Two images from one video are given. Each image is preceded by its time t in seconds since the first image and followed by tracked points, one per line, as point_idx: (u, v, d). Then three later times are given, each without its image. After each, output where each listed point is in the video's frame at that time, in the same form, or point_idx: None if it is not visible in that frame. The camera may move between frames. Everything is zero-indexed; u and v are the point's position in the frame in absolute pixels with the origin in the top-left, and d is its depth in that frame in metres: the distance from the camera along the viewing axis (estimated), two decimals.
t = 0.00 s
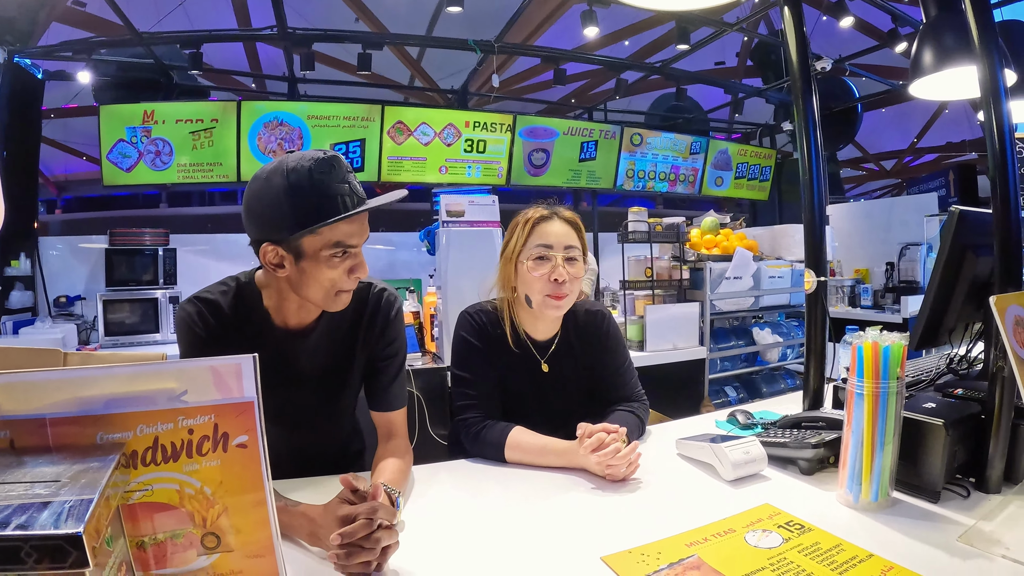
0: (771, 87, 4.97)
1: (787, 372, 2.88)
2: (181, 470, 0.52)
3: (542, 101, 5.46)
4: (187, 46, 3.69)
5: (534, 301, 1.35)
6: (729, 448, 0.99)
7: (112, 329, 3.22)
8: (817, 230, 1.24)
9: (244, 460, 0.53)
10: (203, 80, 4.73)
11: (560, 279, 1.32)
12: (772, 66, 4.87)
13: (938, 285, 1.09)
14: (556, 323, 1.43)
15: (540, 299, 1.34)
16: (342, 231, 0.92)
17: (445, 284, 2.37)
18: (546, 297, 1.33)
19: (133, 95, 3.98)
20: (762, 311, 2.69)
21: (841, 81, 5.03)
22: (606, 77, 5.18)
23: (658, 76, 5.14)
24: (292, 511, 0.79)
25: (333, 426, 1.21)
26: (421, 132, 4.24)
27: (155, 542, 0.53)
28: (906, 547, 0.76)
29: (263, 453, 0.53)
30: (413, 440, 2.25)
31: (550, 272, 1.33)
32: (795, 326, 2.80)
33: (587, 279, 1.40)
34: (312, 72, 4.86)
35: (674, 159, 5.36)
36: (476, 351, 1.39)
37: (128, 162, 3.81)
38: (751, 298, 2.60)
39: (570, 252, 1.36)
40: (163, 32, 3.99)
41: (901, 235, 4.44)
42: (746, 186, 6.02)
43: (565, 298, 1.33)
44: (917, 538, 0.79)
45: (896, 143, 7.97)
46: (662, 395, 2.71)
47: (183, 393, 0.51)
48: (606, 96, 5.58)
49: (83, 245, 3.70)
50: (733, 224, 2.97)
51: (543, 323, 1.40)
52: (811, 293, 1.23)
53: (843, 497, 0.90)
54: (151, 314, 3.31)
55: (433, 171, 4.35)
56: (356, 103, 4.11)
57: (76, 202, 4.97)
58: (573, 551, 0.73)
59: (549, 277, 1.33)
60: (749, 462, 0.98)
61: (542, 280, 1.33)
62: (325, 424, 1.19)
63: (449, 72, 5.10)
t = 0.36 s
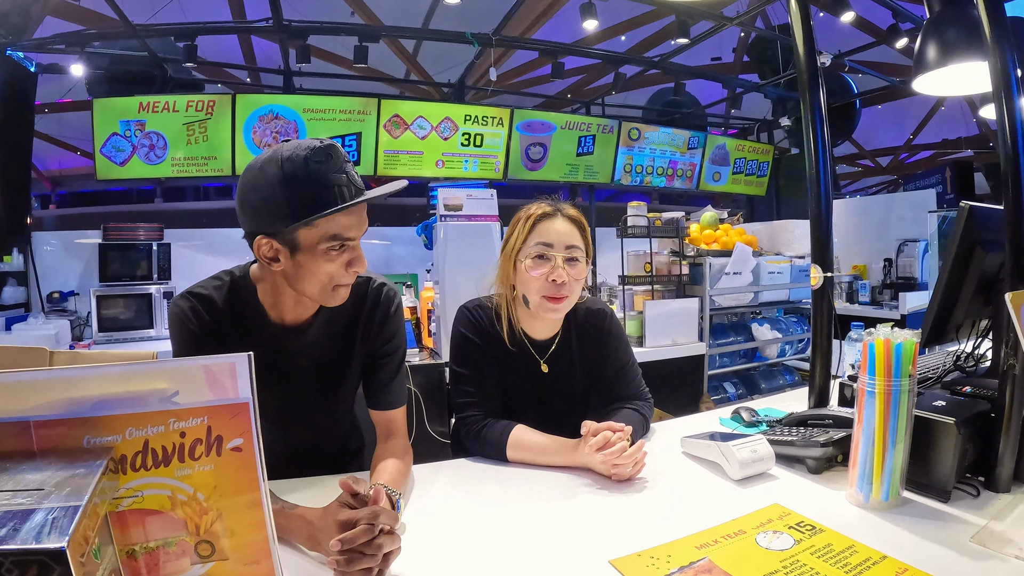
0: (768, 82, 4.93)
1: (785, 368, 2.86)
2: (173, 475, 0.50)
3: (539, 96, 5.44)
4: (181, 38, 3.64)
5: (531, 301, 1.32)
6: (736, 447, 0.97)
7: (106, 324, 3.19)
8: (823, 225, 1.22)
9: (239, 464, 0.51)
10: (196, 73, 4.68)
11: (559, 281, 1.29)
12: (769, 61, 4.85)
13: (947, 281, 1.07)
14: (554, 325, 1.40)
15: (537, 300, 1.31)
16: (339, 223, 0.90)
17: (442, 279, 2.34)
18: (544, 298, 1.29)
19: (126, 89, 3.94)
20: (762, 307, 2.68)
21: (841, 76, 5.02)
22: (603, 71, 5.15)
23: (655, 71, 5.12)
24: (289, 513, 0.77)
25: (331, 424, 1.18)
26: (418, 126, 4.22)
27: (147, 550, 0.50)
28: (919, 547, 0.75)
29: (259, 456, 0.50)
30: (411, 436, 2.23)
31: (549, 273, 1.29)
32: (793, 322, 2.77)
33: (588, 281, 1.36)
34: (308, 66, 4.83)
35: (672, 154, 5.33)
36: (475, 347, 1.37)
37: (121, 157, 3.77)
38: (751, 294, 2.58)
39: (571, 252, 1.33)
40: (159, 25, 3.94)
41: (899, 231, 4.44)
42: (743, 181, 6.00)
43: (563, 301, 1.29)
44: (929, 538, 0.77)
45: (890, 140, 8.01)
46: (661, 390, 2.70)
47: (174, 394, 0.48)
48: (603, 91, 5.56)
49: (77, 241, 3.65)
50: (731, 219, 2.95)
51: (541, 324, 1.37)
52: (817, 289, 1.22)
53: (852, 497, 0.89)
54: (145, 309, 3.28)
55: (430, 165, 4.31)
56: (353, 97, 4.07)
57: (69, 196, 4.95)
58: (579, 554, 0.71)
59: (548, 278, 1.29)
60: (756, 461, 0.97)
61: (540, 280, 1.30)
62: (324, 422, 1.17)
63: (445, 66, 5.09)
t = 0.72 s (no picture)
0: (765, 79, 4.90)
1: (784, 367, 2.83)
2: (153, 494, 0.47)
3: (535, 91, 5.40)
4: (174, 31, 3.57)
5: (531, 307, 1.30)
6: (743, 455, 0.95)
7: (98, 322, 3.14)
8: (830, 227, 1.20)
9: (224, 480, 0.48)
10: (190, 67, 4.61)
11: (560, 288, 1.26)
12: (766, 59, 4.82)
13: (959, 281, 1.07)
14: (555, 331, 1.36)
15: (538, 305, 1.28)
16: (328, 223, 0.86)
17: (438, 276, 2.30)
18: (543, 305, 1.28)
19: (118, 83, 3.87)
20: (761, 305, 2.66)
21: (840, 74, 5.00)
22: (601, 66, 5.10)
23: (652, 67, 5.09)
24: (279, 526, 0.74)
25: (323, 429, 1.15)
26: (414, 121, 4.17)
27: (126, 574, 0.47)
28: (928, 558, 0.73)
29: (246, 471, 0.48)
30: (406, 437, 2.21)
31: (551, 279, 1.26)
32: (792, 322, 2.75)
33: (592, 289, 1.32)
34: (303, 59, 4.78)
35: (669, 151, 5.30)
36: (472, 349, 1.34)
37: (114, 152, 3.72)
38: (750, 293, 2.56)
39: (576, 257, 1.28)
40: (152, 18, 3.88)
41: (899, 230, 4.40)
42: (741, 178, 5.98)
43: (563, 308, 1.28)
44: (943, 549, 0.76)
45: (887, 138, 8.00)
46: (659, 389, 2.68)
47: (154, 409, 0.45)
48: (600, 87, 5.53)
49: (70, 237, 3.60)
50: (730, 216, 2.92)
51: (541, 332, 1.33)
52: (824, 290, 1.19)
53: (862, 506, 0.87)
54: (138, 307, 3.23)
55: (425, 161, 4.26)
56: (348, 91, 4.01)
57: (65, 191, 4.97)
58: (586, 569, 0.69)
59: (549, 285, 1.27)
60: (763, 468, 0.94)
61: (541, 286, 1.27)
62: (316, 427, 1.14)
63: (442, 62, 5.04)
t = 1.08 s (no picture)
0: (758, 74, 4.90)
1: (776, 362, 2.84)
2: (125, 499, 0.45)
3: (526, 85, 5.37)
4: (162, 23, 3.52)
5: (547, 294, 1.27)
6: (739, 452, 0.94)
7: (85, 317, 3.09)
8: (828, 221, 1.19)
9: (199, 483, 0.46)
10: (179, 59, 4.55)
11: (580, 274, 1.25)
12: (758, 53, 4.81)
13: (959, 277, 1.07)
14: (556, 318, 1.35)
15: (556, 291, 1.27)
16: (308, 215, 0.84)
17: (429, 270, 2.28)
18: (562, 291, 1.26)
19: (106, 76, 3.81)
20: (753, 300, 2.65)
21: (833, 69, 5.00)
22: (594, 60, 5.08)
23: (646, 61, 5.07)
24: (262, 530, 0.72)
25: (308, 427, 1.13)
26: (405, 114, 4.13)
27: None
28: (931, 563, 0.72)
29: (221, 473, 0.46)
30: (397, 433, 2.20)
31: (570, 264, 1.25)
32: (785, 316, 2.74)
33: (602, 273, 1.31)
34: (292, 52, 4.73)
35: (661, 145, 5.29)
36: (462, 344, 1.32)
37: (102, 145, 3.67)
38: (742, 288, 2.56)
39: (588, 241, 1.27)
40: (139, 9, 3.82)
41: (891, 226, 4.41)
42: (733, 173, 5.98)
43: (580, 294, 1.27)
44: (945, 550, 0.76)
45: (879, 134, 8.04)
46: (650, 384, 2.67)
47: (123, 409, 0.43)
48: (593, 81, 5.51)
49: (58, 231, 3.55)
50: (722, 211, 2.92)
51: (545, 318, 1.32)
52: (821, 285, 1.19)
53: (862, 506, 0.87)
54: (126, 302, 3.18)
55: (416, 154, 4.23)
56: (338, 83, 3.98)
57: (54, 186, 4.87)
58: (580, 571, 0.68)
59: (570, 270, 1.25)
60: (760, 467, 0.93)
61: (561, 272, 1.25)
62: (302, 424, 1.12)
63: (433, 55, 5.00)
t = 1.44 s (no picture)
0: (747, 72, 4.93)
1: (765, 360, 2.87)
2: (115, 505, 0.45)
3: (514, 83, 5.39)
4: (149, 19, 3.48)
5: (570, 278, 1.33)
6: (729, 453, 0.95)
7: (73, 315, 3.06)
8: (818, 221, 1.20)
9: (190, 489, 0.46)
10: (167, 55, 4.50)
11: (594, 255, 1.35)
12: (748, 52, 4.84)
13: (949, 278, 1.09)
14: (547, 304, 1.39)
15: (576, 274, 1.33)
16: (281, 220, 0.83)
17: (418, 268, 2.28)
18: (582, 272, 1.34)
19: (94, 71, 3.77)
20: (742, 298, 2.67)
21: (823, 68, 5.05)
22: (584, 58, 5.09)
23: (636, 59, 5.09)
24: (252, 533, 0.72)
25: (300, 426, 1.13)
26: (394, 111, 4.13)
27: None
28: (919, 562, 0.74)
29: (212, 479, 0.46)
30: (386, 431, 2.20)
31: (582, 250, 1.32)
32: (773, 314, 2.77)
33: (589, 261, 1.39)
34: (280, 48, 4.70)
35: (651, 142, 5.31)
36: (453, 346, 1.30)
37: (89, 141, 3.63)
38: (731, 286, 2.58)
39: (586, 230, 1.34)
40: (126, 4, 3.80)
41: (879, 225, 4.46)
42: (722, 171, 6.02)
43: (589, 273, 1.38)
44: (933, 549, 0.78)
45: (867, 133, 8.11)
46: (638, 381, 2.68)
47: (112, 414, 0.43)
48: (582, 78, 5.52)
49: (44, 228, 3.52)
50: (711, 209, 2.93)
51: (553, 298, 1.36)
52: (811, 285, 1.20)
53: (851, 505, 0.89)
54: (114, 299, 3.15)
55: (405, 151, 4.22)
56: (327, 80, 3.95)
57: (40, 182, 4.72)
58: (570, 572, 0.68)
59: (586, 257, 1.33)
60: (749, 467, 0.95)
61: (584, 255, 1.32)
62: (294, 425, 1.11)
63: (423, 51, 4.98)
